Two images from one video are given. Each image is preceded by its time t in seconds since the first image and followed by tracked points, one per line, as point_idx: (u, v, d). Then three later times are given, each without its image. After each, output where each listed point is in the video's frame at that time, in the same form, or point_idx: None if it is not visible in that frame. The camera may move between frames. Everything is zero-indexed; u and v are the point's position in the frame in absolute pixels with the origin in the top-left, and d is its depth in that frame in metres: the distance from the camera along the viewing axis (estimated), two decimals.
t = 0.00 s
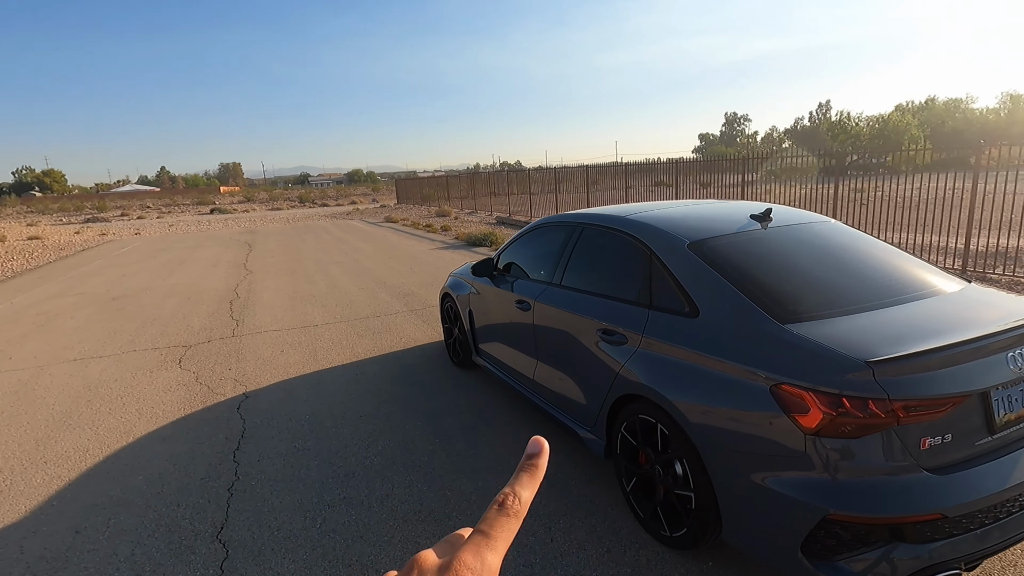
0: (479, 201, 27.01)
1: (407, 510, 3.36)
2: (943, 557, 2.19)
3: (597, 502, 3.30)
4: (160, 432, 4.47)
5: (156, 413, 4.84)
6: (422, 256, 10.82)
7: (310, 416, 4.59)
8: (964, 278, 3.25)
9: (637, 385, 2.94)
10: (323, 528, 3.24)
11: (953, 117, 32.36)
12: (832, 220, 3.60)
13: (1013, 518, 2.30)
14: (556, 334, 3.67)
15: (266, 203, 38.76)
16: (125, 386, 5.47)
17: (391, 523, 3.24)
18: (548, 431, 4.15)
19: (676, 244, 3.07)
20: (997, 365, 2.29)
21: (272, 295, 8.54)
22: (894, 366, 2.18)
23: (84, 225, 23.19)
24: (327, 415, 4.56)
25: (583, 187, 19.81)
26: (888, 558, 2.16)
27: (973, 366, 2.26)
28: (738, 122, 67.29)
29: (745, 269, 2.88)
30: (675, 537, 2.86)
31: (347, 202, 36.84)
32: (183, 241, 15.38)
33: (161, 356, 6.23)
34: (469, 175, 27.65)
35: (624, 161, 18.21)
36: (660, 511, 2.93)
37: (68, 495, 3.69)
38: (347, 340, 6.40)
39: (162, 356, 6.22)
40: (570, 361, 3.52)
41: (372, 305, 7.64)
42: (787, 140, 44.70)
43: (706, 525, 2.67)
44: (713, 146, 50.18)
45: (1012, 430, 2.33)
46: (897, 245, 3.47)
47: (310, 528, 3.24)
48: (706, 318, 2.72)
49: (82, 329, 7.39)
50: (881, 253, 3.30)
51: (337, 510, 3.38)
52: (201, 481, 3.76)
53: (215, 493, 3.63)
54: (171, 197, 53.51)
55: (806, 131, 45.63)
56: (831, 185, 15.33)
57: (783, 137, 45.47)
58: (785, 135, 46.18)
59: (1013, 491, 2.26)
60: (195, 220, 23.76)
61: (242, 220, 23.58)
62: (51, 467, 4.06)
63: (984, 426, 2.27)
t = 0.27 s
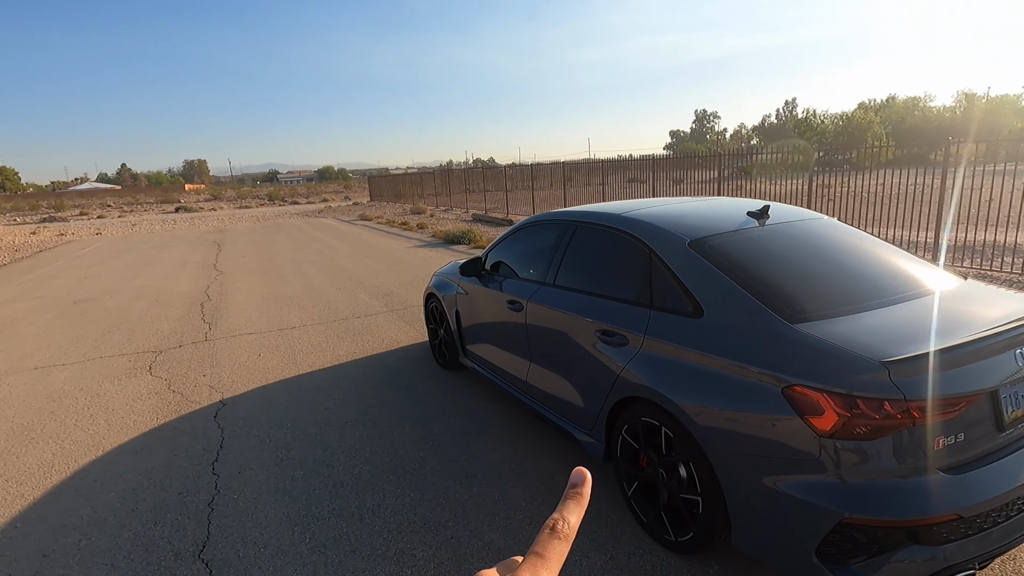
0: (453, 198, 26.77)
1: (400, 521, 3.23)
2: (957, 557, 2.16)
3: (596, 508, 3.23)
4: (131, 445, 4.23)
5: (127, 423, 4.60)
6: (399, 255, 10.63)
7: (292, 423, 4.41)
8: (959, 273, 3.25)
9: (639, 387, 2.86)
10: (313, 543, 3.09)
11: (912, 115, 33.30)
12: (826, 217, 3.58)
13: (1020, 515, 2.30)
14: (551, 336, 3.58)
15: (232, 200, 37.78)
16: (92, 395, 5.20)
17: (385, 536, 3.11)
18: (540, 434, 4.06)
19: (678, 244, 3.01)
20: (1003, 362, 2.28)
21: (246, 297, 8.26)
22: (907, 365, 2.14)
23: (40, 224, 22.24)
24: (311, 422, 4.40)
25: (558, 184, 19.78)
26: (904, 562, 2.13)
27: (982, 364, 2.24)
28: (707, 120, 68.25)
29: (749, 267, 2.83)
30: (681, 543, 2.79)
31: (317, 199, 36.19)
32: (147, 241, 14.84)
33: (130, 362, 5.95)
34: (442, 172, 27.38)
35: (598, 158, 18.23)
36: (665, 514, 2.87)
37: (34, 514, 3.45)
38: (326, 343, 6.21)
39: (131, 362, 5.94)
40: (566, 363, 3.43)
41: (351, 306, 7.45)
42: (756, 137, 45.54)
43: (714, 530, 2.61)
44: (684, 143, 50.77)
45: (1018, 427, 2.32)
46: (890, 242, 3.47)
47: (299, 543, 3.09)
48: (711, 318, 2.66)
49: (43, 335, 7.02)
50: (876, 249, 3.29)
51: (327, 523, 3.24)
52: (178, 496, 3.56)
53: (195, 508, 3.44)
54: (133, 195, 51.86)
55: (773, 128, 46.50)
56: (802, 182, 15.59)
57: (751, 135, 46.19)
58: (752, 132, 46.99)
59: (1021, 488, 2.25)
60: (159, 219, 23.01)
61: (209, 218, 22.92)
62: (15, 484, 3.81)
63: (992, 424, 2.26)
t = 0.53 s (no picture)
0: (429, 195, 26.53)
1: (400, 526, 3.12)
2: (976, 550, 2.15)
3: (601, 507, 3.17)
4: (109, 452, 4.03)
5: (103, 430, 4.38)
6: (379, 252, 10.45)
7: (280, 426, 4.26)
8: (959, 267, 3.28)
9: (648, 384, 2.80)
10: (310, 551, 2.96)
11: (878, 113, 34.13)
12: (825, 211, 3.58)
13: None
14: (551, 332, 3.51)
15: (200, 198, 36.88)
16: (64, 401, 4.96)
17: (386, 542, 3.00)
18: (538, 433, 4.00)
19: (685, 238, 2.97)
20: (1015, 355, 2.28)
21: (222, 296, 8.01)
22: (926, 358, 2.12)
23: None
24: (300, 425, 4.25)
25: (536, 181, 19.73)
26: (926, 557, 2.10)
27: (995, 357, 2.23)
28: (680, 118, 68.96)
29: (757, 261, 2.80)
30: (691, 541, 2.75)
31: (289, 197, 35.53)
32: (115, 240, 14.34)
33: (104, 365, 5.71)
34: (418, 169, 27.10)
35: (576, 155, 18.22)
36: (675, 513, 2.83)
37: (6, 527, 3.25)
38: (310, 343, 6.04)
39: (105, 365, 5.70)
40: (568, 360, 3.37)
41: (334, 305, 7.27)
42: (728, 134, 46.17)
43: (727, 527, 2.58)
44: (657, 140, 51.23)
45: None
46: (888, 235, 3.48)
47: (295, 552, 2.96)
48: (723, 312, 2.62)
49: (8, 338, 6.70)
50: (877, 243, 3.30)
51: (324, 530, 3.12)
52: (163, 505, 3.40)
53: (182, 518, 3.28)
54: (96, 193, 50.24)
55: (744, 126, 47.21)
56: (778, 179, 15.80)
57: (723, 132, 46.77)
58: (724, 130, 47.64)
59: None
60: (125, 218, 22.29)
61: (178, 216, 22.28)
62: None
63: (1006, 417, 2.25)
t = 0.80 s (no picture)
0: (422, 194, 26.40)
1: (429, 528, 3.08)
2: None
3: (630, 506, 3.15)
4: (122, 455, 3.95)
5: (114, 432, 4.30)
6: (379, 251, 10.37)
7: (295, 427, 4.20)
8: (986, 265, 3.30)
9: (683, 383, 2.78)
10: (339, 554, 2.92)
11: (866, 113, 34.49)
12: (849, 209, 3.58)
13: None
14: (577, 331, 3.48)
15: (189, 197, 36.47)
16: (71, 403, 4.86)
17: (416, 544, 2.96)
18: (559, 433, 3.97)
19: (717, 237, 2.95)
20: None
21: (223, 296, 7.90)
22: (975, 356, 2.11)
23: None
24: (316, 426, 4.19)
25: (532, 180, 19.69)
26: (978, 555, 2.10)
27: None
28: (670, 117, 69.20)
29: (793, 259, 2.79)
30: (729, 540, 2.74)
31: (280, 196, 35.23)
32: (107, 240, 14.13)
33: (108, 366, 5.61)
34: (412, 168, 26.95)
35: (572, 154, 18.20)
36: (710, 512, 2.82)
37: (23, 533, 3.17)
38: (318, 342, 5.97)
39: (109, 366, 5.60)
40: (595, 359, 3.35)
41: (338, 304, 7.20)
42: (718, 134, 46.38)
43: (767, 527, 2.56)
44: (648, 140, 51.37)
45: None
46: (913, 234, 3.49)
47: (324, 555, 2.91)
48: (761, 310, 2.61)
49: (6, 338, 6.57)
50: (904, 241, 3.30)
51: (352, 532, 3.07)
52: (184, 509, 3.33)
53: (204, 521, 3.22)
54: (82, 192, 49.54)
55: (735, 126, 47.46)
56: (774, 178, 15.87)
57: (714, 132, 46.96)
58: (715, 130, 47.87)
59: None
60: (115, 217, 21.96)
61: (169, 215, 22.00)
62: None
63: None
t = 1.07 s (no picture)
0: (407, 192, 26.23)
1: (442, 528, 3.06)
2: None
3: (643, 503, 3.16)
4: (118, 459, 3.85)
5: (109, 436, 4.19)
6: (368, 250, 10.27)
7: (297, 428, 4.14)
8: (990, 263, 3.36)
9: (698, 379, 2.79)
10: (352, 556, 2.87)
11: (845, 113, 35.06)
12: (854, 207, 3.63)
13: None
14: (587, 329, 3.47)
15: (166, 195, 35.73)
16: (61, 405, 4.73)
17: (430, 544, 2.93)
18: (564, 431, 3.97)
19: (731, 234, 2.97)
20: None
21: (212, 295, 7.76)
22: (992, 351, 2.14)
23: None
24: (318, 427, 4.13)
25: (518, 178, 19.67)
26: (995, 546, 2.14)
27: None
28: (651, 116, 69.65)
29: (807, 256, 2.81)
30: (745, 535, 2.77)
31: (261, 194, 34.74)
32: (86, 238, 13.80)
33: (97, 368, 5.47)
34: (396, 165, 26.74)
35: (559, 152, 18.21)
36: (725, 508, 2.84)
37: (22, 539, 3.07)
38: (313, 342, 5.89)
39: (99, 367, 5.47)
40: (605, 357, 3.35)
41: (331, 303, 7.11)
42: (700, 132, 46.76)
43: (784, 521, 2.59)
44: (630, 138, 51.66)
45: None
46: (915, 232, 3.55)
47: (336, 558, 2.86)
48: (777, 307, 2.62)
49: None
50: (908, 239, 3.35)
51: (363, 533, 3.03)
52: (189, 513, 3.26)
53: (210, 525, 3.15)
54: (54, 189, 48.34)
55: (716, 125, 47.92)
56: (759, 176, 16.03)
57: (696, 131, 47.37)
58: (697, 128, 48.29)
59: None
60: (92, 215, 21.47)
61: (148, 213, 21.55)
62: None
63: None
